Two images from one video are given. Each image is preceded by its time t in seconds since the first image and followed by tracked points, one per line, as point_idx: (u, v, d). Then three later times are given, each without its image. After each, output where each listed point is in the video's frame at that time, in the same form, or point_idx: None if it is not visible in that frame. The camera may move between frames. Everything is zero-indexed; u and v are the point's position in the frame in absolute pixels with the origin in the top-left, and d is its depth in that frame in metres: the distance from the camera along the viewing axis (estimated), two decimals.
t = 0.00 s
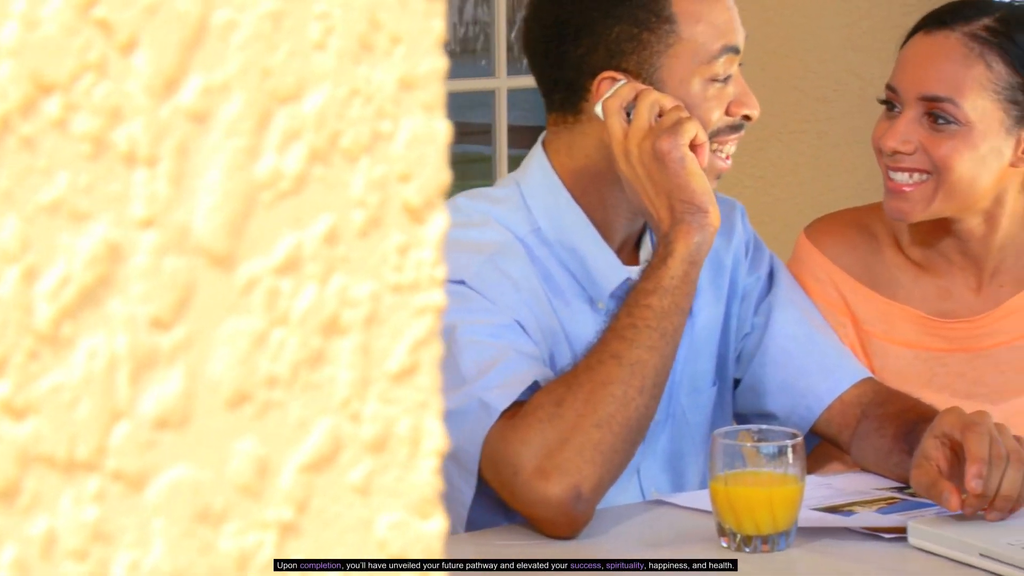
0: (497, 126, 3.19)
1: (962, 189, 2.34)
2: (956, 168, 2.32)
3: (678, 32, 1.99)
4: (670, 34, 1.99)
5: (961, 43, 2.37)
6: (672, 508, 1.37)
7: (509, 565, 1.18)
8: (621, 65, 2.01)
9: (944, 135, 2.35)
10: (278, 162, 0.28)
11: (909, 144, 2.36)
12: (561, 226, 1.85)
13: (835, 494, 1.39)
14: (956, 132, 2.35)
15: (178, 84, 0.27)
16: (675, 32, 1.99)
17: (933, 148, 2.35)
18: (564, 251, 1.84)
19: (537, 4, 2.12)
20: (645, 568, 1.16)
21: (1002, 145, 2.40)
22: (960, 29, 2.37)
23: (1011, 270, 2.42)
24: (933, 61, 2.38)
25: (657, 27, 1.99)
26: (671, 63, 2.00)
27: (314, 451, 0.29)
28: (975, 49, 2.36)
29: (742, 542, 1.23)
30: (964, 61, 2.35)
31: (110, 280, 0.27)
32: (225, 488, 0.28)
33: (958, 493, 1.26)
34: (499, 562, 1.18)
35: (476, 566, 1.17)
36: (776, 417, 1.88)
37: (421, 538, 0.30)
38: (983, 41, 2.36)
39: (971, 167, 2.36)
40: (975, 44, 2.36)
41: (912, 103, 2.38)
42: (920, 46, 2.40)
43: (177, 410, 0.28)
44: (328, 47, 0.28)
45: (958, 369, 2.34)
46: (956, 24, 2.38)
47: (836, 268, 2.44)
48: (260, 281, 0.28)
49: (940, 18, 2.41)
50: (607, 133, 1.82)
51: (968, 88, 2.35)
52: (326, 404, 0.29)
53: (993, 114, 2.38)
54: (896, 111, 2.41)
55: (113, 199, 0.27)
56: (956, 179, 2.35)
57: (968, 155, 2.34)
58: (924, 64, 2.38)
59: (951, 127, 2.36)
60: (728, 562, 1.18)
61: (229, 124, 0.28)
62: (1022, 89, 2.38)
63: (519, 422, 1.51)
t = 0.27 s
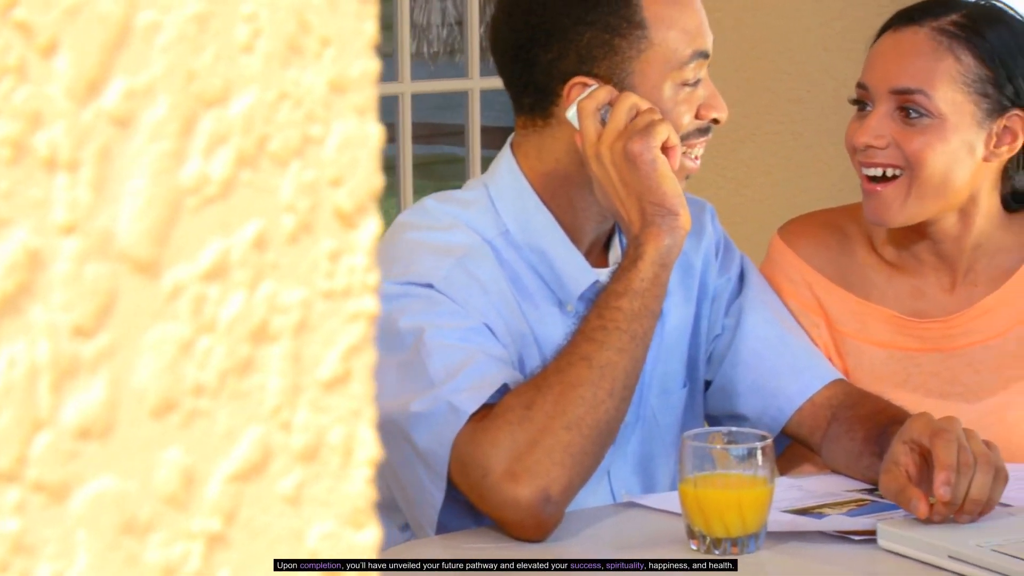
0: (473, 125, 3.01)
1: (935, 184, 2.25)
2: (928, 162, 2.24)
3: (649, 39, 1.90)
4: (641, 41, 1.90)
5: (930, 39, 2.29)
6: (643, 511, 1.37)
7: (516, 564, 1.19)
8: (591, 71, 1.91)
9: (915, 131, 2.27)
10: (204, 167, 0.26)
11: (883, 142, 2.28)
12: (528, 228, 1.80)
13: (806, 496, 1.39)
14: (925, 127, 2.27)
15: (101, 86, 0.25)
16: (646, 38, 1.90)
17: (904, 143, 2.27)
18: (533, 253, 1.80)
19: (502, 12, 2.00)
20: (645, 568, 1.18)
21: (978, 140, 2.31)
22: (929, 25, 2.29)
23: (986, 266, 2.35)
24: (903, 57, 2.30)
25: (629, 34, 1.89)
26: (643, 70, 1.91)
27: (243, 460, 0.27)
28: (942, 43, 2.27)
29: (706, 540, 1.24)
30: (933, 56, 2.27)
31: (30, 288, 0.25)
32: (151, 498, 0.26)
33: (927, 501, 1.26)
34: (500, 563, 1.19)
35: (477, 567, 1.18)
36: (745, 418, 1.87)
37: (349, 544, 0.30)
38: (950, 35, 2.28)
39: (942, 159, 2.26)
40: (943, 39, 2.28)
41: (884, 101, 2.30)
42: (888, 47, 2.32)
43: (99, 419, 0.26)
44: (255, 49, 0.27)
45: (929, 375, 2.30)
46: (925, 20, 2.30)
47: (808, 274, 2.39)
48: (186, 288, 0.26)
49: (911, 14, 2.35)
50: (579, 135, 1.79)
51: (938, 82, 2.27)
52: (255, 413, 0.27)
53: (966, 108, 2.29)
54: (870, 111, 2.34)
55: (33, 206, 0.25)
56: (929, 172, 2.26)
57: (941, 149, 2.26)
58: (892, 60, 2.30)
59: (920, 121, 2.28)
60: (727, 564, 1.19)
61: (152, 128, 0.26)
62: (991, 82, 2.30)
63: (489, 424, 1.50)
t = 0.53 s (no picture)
0: (445, 128, 3.00)
1: (915, 178, 2.09)
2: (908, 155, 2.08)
3: (625, 37, 1.74)
4: (616, 40, 1.74)
5: (900, 33, 2.15)
6: (616, 511, 1.37)
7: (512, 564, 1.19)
8: (566, 73, 1.75)
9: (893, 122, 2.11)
10: (137, 167, 0.21)
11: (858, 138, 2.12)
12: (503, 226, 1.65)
13: (778, 497, 1.39)
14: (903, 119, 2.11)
15: (29, 86, 0.20)
16: (621, 37, 1.74)
17: (881, 135, 2.11)
18: (507, 252, 1.64)
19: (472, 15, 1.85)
20: (645, 568, 1.19)
21: (956, 134, 2.14)
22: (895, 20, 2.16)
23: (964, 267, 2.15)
24: (874, 53, 2.16)
25: (603, 33, 1.73)
26: (620, 70, 1.75)
27: (175, 467, 0.22)
28: (912, 36, 2.14)
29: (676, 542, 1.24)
30: (903, 49, 2.13)
31: None
32: (82, 504, 0.21)
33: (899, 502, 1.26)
34: (499, 563, 1.19)
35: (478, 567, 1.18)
36: (720, 420, 1.74)
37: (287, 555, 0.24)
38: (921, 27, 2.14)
39: (922, 152, 2.10)
40: (913, 32, 2.14)
41: (857, 96, 2.15)
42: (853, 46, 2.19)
43: (29, 424, 0.20)
44: (190, 48, 0.22)
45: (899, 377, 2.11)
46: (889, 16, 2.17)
47: (779, 274, 2.21)
48: (118, 290, 0.21)
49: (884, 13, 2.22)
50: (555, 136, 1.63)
51: (911, 73, 2.12)
52: (189, 417, 0.22)
53: (941, 100, 2.13)
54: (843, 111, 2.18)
55: None
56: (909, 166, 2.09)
57: (919, 140, 2.10)
58: (857, 59, 2.17)
59: (898, 113, 2.12)
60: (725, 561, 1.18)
61: (82, 128, 0.21)
62: (967, 73, 2.13)
63: (461, 425, 1.34)
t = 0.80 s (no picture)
0: (420, 126, 3.00)
1: (885, 168, 2.07)
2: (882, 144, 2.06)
3: (595, 35, 1.73)
4: (587, 39, 1.73)
5: (866, 25, 2.14)
6: (587, 513, 1.37)
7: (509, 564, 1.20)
8: (538, 73, 1.74)
9: (864, 114, 2.09)
10: (56, 169, 0.17)
11: (829, 130, 2.10)
12: (472, 229, 1.64)
13: (750, 498, 1.39)
14: (874, 110, 2.10)
15: None
16: (592, 36, 1.73)
17: (852, 127, 2.09)
18: (478, 254, 1.63)
19: (442, 15, 1.83)
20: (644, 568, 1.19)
21: (924, 125, 2.14)
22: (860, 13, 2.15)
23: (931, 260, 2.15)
24: (840, 46, 2.14)
25: (575, 31, 1.73)
26: (591, 68, 1.74)
27: (101, 475, 0.17)
28: (879, 28, 2.13)
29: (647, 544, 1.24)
30: (869, 41, 2.12)
31: None
32: None
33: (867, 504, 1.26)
34: (499, 563, 1.19)
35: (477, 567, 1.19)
36: (691, 421, 1.74)
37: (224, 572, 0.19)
38: (886, 18, 2.13)
39: (892, 144, 2.09)
40: (880, 24, 2.13)
41: (825, 89, 2.13)
42: (817, 40, 2.17)
43: None
44: (112, 48, 0.18)
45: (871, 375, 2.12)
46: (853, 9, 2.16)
47: (749, 274, 2.21)
48: (39, 294, 0.17)
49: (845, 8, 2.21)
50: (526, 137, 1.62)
51: (878, 64, 2.11)
52: (114, 421, 0.17)
53: (909, 90, 2.12)
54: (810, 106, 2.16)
55: None
56: (881, 156, 2.08)
57: (888, 131, 2.09)
58: (822, 52, 2.15)
59: (868, 104, 2.10)
60: (727, 562, 1.20)
61: None
62: (932, 63, 2.13)
63: (430, 427, 1.33)
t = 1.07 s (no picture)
0: (385, 128, 2.99)
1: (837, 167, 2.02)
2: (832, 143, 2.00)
3: (558, 35, 1.74)
4: (550, 39, 1.74)
5: (814, 20, 2.06)
6: (548, 515, 1.36)
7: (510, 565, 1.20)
8: (502, 72, 1.74)
9: (813, 114, 2.03)
10: None
11: (778, 129, 2.04)
12: (434, 231, 1.64)
13: (712, 500, 1.39)
14: (822, 109, 2.03)
15: None
16: (555, 36, 1.73)
17: (801, 127, 2.03)
18: (439, 256, 1.63)
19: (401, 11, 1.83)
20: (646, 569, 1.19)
21: (873, 118, 2.08)
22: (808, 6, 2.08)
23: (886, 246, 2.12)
24: (788, 40, 2.07)
25: (538, 31, 1.73)
26: (555, 67, 1.74)
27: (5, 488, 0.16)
28: (828, 24, 2.05)
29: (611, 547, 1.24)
30: (817, 37, 2.05)
31: None
32: None
33: (828, 505, 1.26)
34: (500, 563, 1.19)
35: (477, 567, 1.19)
36: (653, 424, 1.74)
37: None
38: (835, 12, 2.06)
39: (841, 143, 2.03)
40: (829, 19, 2.06)
41: (773, 86, 2.06)
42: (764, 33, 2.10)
43: None
44: (19, 48, 0.16)
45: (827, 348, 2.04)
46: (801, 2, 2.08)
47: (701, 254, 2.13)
48: None
49: None
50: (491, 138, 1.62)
51: (826, 61, 2.04)
52: (19, 433, 0.16)
53: (858, 85, 2.06)
54: (760, 99, 2.10)
55: None
56: (830, 157, 2.02)
57: (838, 129, 2.03)
58: (770, 48, 2.08)
59: (815, 104, 2.04)
60: (726, 562, 1.20)
61: None
62: (881, 57, 2.08)
63: (390, 430, 1.33)
